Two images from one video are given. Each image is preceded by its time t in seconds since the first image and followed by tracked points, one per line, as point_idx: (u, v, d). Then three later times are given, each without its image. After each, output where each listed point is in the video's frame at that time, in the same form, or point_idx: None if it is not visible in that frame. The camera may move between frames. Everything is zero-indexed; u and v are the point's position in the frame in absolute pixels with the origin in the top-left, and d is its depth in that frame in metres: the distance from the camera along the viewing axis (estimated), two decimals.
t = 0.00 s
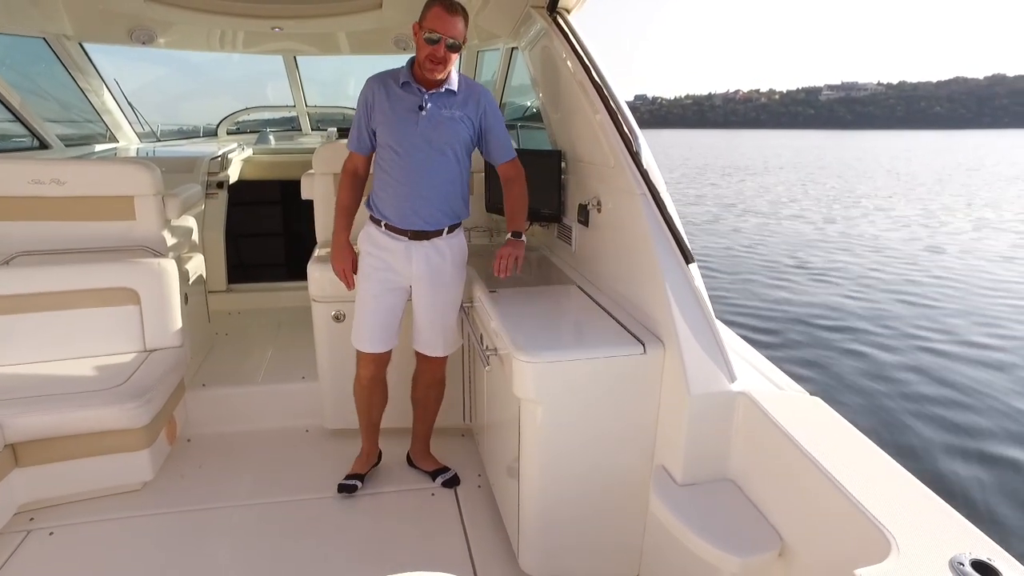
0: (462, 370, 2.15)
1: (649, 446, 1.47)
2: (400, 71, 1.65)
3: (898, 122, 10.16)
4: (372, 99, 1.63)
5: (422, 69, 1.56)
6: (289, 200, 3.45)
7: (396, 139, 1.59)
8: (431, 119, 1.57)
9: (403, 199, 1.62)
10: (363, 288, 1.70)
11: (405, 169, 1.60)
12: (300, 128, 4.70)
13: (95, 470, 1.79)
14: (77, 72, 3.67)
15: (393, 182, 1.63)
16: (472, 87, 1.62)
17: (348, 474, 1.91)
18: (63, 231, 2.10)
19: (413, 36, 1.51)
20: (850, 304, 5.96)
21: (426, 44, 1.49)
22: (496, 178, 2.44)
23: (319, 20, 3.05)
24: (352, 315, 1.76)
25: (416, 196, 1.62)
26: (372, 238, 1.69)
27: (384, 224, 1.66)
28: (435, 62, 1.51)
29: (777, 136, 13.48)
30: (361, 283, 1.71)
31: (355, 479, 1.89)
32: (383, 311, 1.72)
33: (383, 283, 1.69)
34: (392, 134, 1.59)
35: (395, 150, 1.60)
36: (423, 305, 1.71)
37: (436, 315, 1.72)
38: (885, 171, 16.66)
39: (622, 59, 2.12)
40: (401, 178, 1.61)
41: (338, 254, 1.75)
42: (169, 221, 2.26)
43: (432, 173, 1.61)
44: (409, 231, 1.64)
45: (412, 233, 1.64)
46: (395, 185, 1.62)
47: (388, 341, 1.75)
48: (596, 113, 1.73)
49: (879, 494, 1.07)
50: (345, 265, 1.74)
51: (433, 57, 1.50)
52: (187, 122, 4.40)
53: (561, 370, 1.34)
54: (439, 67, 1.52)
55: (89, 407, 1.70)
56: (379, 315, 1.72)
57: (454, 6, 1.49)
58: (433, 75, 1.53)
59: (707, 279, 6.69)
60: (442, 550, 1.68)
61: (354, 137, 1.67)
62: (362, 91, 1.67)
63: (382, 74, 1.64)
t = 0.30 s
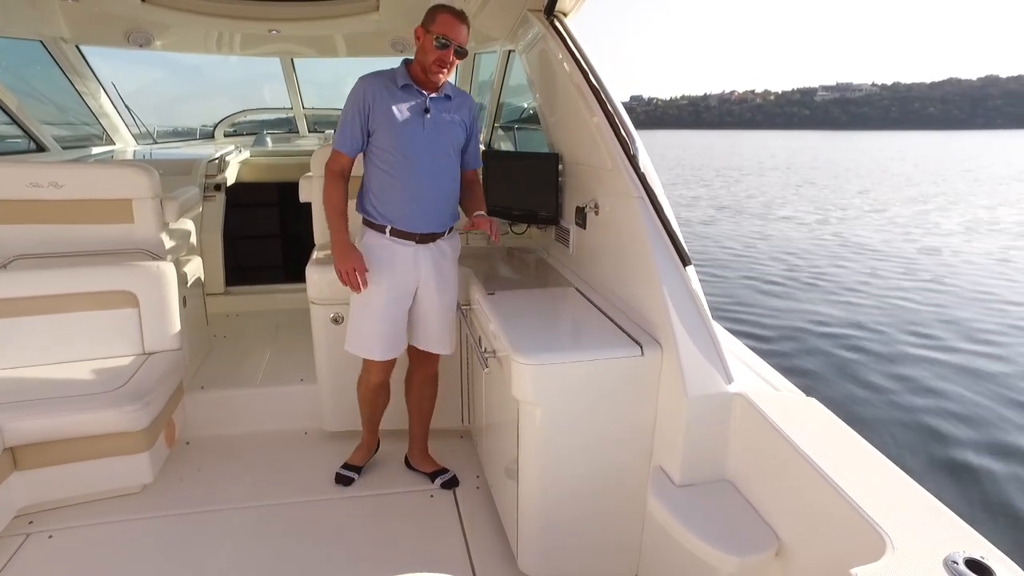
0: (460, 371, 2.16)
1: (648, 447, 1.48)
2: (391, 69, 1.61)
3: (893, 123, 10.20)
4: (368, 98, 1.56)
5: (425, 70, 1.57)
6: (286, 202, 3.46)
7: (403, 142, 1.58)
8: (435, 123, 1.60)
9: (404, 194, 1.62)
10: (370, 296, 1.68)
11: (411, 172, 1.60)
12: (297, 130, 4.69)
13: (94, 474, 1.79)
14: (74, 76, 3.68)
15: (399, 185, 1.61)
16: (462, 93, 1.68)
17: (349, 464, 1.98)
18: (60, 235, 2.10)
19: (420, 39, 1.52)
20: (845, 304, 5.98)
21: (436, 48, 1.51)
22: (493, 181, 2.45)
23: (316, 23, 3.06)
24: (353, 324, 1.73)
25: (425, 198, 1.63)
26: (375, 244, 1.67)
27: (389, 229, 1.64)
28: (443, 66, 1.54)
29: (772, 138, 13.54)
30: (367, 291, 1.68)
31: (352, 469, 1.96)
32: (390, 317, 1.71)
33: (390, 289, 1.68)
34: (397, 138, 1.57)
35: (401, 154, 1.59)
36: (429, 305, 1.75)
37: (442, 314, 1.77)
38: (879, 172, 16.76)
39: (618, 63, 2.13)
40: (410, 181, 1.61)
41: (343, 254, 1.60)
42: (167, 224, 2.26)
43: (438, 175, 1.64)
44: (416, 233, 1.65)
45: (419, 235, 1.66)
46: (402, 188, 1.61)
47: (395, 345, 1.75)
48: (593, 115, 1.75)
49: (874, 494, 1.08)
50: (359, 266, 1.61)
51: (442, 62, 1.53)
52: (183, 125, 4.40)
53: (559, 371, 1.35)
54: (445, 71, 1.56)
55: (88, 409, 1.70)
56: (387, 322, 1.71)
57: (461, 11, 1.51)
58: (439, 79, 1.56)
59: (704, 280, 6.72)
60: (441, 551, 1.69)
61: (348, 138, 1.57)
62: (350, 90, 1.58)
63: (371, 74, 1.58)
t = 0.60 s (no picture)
0: (458, 373, 2.17)
1: (646, 449, 1.49)
2: (374, 72, 1.60)
3: (888, 123, 10.25)
4: (357, 101, 1.54)
5: (409, 72, 1.58)
6: (284, 204, 3.47)
7: (393, 146, 1.58)
8: (423, 127, 1.62)
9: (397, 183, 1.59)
10: (364, 301, 1.67)
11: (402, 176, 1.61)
12: (295, 132, 4.69)
13: (93, 476, 1.79)
14: (72, 79, 3.70)
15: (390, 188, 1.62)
16: (443, 95, 1.70)
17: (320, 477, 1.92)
18: (60, 238, 2.10)
19: (402, 42, 1.53)
20: (842, 305, 6.01)
21: (420, 50, 1.51)
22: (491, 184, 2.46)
23: (314, 26, 3.07)
24: (347, 331, 1.71)
25: (416, 199, 1.65)
26: (366, 249, 1.65)
27: (379, 233, 1.64)
28: (426, 68, 1.55)
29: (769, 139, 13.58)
30: (360, 296, 1.67)
31: (333, 480, 1.91)
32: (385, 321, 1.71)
33: (384, 293, 1.68)
34: (388, 141, 1.58)
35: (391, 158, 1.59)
36: (420, 306, 1.76)
37: (432, 315, 1.79)
38: (876, 172, 16.83)
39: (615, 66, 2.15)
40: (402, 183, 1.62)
41: (370, 170, 1.45)
42: (166, 227, 2.27)
43: (427, 176, 1.66)
44: (408, 236, 1.66)
45: (411, 238, 1.67)
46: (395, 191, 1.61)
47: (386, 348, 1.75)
48: (590, 119, 1.76)
49: (868, 494, 1.09)
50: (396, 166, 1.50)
51: (426, 63, 1.54)
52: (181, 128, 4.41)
53: (557, 374, 1.36)
54: (428, 72, 1.56)
55: (88, 412, 1.70)
56: (382, 326, 1.71)
57: (442, 14, 1.53)
58: (423, 80, 1.57)
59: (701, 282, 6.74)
60: (440, 552, 1.69)
61: (338, 142, 1.54)
62: (336, 92, 1.54)
63: (357, 77, 1.56)
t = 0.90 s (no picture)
0: (457, 373, 2.18)
1: (644, 450, 1.49)
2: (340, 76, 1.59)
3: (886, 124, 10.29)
4: (325, 106, 1.53)
5: (380, 73, 1.58)
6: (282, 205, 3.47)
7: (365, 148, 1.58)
8: (393, 127, 1.62)
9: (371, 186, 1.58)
10: (343, 307, 1.66)
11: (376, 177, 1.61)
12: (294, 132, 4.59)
13: (91, 478, 1.79)
14: (69, 79, 3.71)
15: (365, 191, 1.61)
16: (412, 93, 1.70)
17: (316, 493, 1.88)
18: (59, 240, 2.10)
19: (371, 42, 1.54)
20: (839, 306, 6.03)
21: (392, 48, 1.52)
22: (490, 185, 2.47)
23: (312, 27, 3.07)
24: (326, 337, 1.69)
25: (392, 201, 1.64)
26: (344, 254, 1.63)
27: (357, 237, 1.63)
28: (399, 66, 1.55)
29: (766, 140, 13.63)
30: (339, 302, 1.65)
31: (329, 493, 1.88)
32: (365, 327, 1.70)
33: (364, 298, 1.67)
34: (358, 144, 1.57)
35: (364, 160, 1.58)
36: (402, 308, 1.76)
37: (415, 318, 1.79)
38: (873, 172, 16.90)
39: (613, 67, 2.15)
40: (376, 185, 1.61)
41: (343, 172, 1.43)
42: (165, 228, 2.27)
43: (402, 177, 1.65)
44: (388, 238, 1.66)
45: (389, 240, 1.66)
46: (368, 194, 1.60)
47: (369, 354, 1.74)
48: (588, 121, 1.77)
49: (866, 495, 1.09)
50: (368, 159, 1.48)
51: (399, 62, 1.55)
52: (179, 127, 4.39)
53: (555, 375, 1.36)
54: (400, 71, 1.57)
55: (85, 414, 1.70)
56: (363, 332, 1.70)
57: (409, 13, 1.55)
58: (395, 79, 1.57)
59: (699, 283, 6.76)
60: (438, 553, 1.70)
61: (307, 149, 1.53)
62: (302, 99, 1.53)
63: (322, 82, 1.55)
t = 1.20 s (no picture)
0: (455, 373, 2.18)
1: (643, 450, 1.49)
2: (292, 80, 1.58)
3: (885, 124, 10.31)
4: (276, 110, 1.52)
5: (331, 71, 1.57)
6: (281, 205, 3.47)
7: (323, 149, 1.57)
8: (350, 125, 1.61)
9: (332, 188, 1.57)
10: (308, 308, 1.66)
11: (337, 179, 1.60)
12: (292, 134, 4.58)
13: (89, 479, 1.78)
14: (68, 80, 3.71)
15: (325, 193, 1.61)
16: (370, 90, 1.70)
17: (313, 495, 1.87)
18: (57, 240, 2.10)
19: (316, 41, 1.53)
20: (838, 305, 6.04)
21: (338, 44, 1.52)
22: (488, 185, 2.47)
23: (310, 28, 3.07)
24: (296, 338, 1.70)
25: (355, 201, 1.64)
26: (308, 255, 1.63)
27: (321, 240, 1.62)
28: (349, 61, 1.55)
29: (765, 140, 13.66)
30: (304, 303, 1.66)
31: (327, 494, 1.87)
32: (331, 329, 1.70)
33: (329, 300, 1.67)
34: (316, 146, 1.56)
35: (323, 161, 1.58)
36: (370, 309, 1.76)
37: (384, 320, 1.79)
38: (871, 173, 16.95)
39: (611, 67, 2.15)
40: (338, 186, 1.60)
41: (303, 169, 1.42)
42: (163, 228, 2.27)
43: (364, 177, 1.65)
44: (355, 240, 1.66)
45: (354, 242, 1.66)
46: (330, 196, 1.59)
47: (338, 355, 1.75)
48: (586, 121, 1.77)
49: (866, 496, 1.09)
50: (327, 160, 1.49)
51: (347, 57, 1.54)
52: (177, 127, 4.38)
53: (554, 375, 1.36)
54: (349, 66, 1.56)
55: (84, 414, 1.70)
56: (330, 333, 1.70)
57: (352, 7, 1.54)
58: (345, 75, 1.56)
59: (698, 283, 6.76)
60: (436, 553, 1.69)
61: (263, 157, 1.52)
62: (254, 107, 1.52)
63: (274, 86, 1.54)
